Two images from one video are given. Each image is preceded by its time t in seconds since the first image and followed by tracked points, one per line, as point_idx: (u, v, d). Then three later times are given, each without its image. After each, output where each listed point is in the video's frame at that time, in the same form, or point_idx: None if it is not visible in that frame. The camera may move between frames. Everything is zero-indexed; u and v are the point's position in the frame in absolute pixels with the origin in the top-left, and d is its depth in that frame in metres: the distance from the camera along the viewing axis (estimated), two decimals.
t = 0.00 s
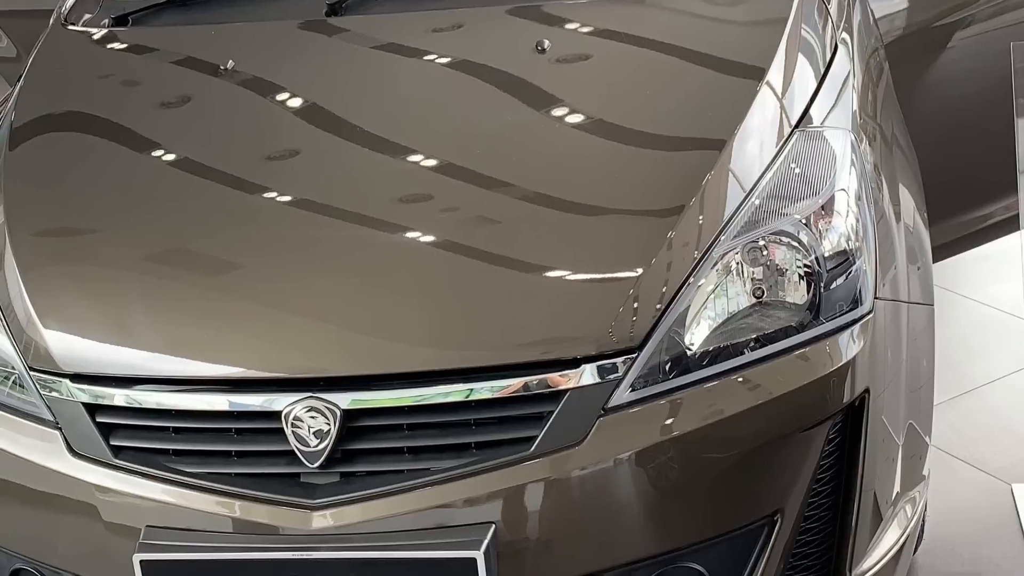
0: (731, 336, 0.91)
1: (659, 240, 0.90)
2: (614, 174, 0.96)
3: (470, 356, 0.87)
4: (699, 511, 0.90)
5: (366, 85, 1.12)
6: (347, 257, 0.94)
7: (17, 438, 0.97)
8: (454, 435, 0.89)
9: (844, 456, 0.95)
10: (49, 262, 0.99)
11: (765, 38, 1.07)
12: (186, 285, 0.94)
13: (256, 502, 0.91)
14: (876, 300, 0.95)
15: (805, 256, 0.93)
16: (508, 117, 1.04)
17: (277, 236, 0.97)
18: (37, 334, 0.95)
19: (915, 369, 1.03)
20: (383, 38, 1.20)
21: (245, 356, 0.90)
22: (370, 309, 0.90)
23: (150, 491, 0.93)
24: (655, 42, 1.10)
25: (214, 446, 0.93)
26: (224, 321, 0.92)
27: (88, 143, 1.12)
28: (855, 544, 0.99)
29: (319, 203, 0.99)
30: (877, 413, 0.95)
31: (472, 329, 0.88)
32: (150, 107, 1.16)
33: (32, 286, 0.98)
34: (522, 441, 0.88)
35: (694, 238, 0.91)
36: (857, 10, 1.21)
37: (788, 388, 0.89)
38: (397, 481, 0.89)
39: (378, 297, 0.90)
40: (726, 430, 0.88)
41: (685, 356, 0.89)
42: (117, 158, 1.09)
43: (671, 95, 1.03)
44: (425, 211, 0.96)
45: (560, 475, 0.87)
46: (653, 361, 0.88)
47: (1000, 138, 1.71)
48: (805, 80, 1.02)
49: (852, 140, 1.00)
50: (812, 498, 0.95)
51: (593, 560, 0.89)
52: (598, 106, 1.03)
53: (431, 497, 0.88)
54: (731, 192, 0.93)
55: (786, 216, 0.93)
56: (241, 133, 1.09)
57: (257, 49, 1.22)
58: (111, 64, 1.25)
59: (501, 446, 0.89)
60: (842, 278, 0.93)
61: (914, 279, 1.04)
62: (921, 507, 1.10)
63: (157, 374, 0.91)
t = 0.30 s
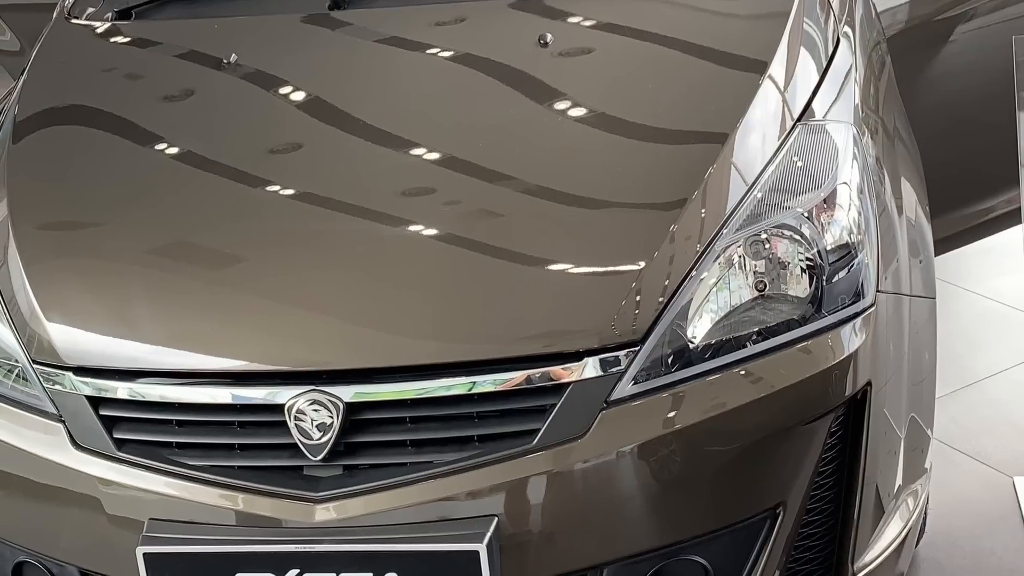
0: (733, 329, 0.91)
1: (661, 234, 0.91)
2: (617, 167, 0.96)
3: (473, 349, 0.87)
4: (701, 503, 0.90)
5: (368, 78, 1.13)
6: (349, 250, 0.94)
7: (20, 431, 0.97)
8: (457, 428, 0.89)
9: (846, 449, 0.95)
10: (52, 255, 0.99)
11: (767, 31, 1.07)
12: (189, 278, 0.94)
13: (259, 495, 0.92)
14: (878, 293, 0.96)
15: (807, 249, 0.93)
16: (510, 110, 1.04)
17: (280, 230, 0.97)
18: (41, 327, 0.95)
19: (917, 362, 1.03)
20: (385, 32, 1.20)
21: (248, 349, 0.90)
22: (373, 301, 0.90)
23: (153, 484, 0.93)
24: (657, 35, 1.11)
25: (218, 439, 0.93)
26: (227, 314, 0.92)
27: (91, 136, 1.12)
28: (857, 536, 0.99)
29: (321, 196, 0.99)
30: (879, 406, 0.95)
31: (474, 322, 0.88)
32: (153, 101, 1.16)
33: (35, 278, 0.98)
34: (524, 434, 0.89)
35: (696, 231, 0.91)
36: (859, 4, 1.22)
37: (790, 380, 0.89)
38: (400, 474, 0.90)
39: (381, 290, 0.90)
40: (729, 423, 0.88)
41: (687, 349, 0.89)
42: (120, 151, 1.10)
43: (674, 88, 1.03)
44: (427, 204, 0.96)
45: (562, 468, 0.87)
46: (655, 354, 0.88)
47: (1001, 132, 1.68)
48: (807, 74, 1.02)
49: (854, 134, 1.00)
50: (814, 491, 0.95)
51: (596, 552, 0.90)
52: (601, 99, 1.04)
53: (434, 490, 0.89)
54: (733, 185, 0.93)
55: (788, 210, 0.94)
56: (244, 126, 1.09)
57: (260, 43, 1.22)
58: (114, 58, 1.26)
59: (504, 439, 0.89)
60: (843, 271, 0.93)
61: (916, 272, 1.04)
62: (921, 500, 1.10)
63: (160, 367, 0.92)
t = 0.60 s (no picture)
0: (735, 323, 0.91)
1: (664, 227, 0.91)
2: (619, 160, 0.97)
3: (475, 342, 0.87)
4: (704, 496, 0.90)
5: (371, 72, 1.13)
6: (352, 243, 0.94)
7: (24, 424, 0.98)
8: (459, 421, 0.89)
9: (848, 441, 0.95)
10: (56, 249, 0.99)
11: (768, 25, 1.07)
12: (192, 271, 0.95)
13: (262, 488, 0.92)
14: (880, 286, 0.96)
15: (809, 242, 0.93)
16: (513, 104, 1.04)
17: (283, 223, 0.97)
18: (44, 320, 0.96)
19: (919, 355, 1.03)
20: (388, 25, 1.20)
21: (251, 342, 0.90)
22: (376, 294, 0.90)
23: (157, 477, 0.93)
24: (660, 29, 1.11)
25: (221, 432, 0.93)
26: (230, 308, 0.92)
27: (94, 130, 1.13)
28: (859, 528, 0.99)
29: (325, 190, 0.99)
30: (880, 399, 0.96)
31: (477, 315, 0.88)
32: (156, 94, 1.16)
33: (38, 272, 0.98)
34: (527, 427, 0.89)
35: (699, 224, 0.91)
36: None
37: (793, 373, 0.90)
38: (403, 467, 0.90)
39: (384, 283, 0.90)
40: (731, 416, 0.88)
41: (690, 342, 0.89)
42: (123, 145, 1.10)
43: (676, 81, 1.03)
44: (430, 197, 0.96)
45: (565, 461, 0.87)
46: (658, 347, 0.89)
47: (1002, 125, 1.68)
48: (809, 67, 1.02)
49: (856, 127, 1.00)
50: (817, 484, 0.95)
51: (598, 545, 0.90)
52: (603, 92, 1.04)
53: (437, 483, 0.89)
54: (736, 178, 0.93)
55: (789, 203, 0.94)
56: (247, 120, 1.10)
57: (263, 37, 1.22)
58: (117, 51, 1.26)
59: (506, 432, 0.89)
60: (846, 265, 0.94)
61: (917, 265, 1.05)
62: (922, 493, 1.11)
63: (163, 361, 0.92)
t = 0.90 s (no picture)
0: (738, 316, 0.91)
1: (666, 220, 0.91)
2: (622, 153, 0.97)
3: (478, 335, 0.87)
4: (706, 489, 0.90)
5: (374, 66, 1.13)
6: (354, 237, 0.94)
7: (27, 417, 0.98)
8: (462, 414, 0.89)
9: (851, 434, 0.95)
10: (59, 242, 0.99)
11: (771, 18, 1.07)
12: (195, 264, 0.95)
13: (265, 481, 0.92)
14: (882, 279, 0.96)
15: (811, 236, 0.93)
16: (516, 97, 1.04)
17: (285, 217, 0.97)
18: (48, 313, 0.96)
19: (921, 348, 1.04)
20: (391, 18, 1.20)
21: (254, 335, 0.90)
22: (378, 287, 0.90)
23: (160, 469, 0.93)
24: (662, 22, 1.11)
25: (224, 425, 0.93)
26: (233, 301, 0.92)
27: (98, 123, 1.13)
28: (861, 521, 0.99)
29: (328, 183, 1.00)
30: (882, 393, 0.96)
31: (480, 308, 0.88)
32: (159, 88, 1.16)
33: (42, 265, 0.98)
34: (530, 420, 0.89)
35: (701, 217, 0.91)
36: None
37: (795, 366, 0.90)
38: (406, 460, 0.90)
39: (386, 276, 0.91)
40: (734, 409, 0.88)
41: (692, 335, 0.90)
42: (126, 139, 1.10)
43: (678, 75, 1.04)
44: (433, 190, 0.97)
45: (567, 454, 0.88)
46: (660, 340, 0.89)
47: (1005, 119, 1.68)
48: (811, 61, 1.02)
49: (858, 121, 1.00)
50: (819, 477, 0.95)
51: (601, 538, 0.90)
52: (606, 86, 1.04)
53: (440, 476, 0.89)
54: (738, 172, 0.94)
55: (792, 196, 0.94)
56: (250, 113, 1.10)
57: (266, 30, 1.22)
58: (121, 45, 1.26)
59: (509, 425, 0.89)
60: (848, 258, 0.94)
61: (919, 258, 1.05)
62: (924, 485, 1.11)
63: (167, 354, 0.92)
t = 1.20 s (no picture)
0: (740, 309, 0.91)
1: (669, 214, 0.91)
2: (624, 147, 0.97)
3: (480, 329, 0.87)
4: (709, 481, 0.91)
5: (377, 60, 1.13)
6: (357, 230, 0.94)
7: (30, 410, 0.98)
8: (465, 407, 0.90)
9: (853, 427, 0.96)
10: (63, 236, 0.99)
11: (773, 12, 1.07)
12: (198, 257, 0.95)
13: (268, 474, 0.92)
14: (884, 272, 0.96)
15: (813, 229, 0.93)
16: (518, 91, 1.04)
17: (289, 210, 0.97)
18: (51, 306, 0.96)
19: (923, 340, 1.04)
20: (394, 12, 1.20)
21: (256, 329, 0.90)
22: (381, 281, 0.90)
23: (163, 462, 0.94)
24: (665, 16, 1.11)
25: (227, 418, 0.93)
26: (236, 294, 0.92)
27: (101, 117, 1.13)
28: (863, 514, 1.00)
29: (331, 176, 1.00)
30: (885, 385, 0.96)
31: (483, 301, 0.88)
32: (162, 81, 1.16)
33: (46, 258, 0.98)
34: (533, 413, 0.89)
35: (703, 211, 0.91)
36: None
37: (797, 359, 0.90)
38: (409, 453, 0.90)
39: (389, 269, 0.91)
40: (736, 401, 0.89)
41: (694, 328, 0.90)
42: (130, 133, 1.10)
43: (681, 68, 1.04)
44: (436, 183, 0.97)
45: (570, 447, 0.88)
46: (662, 333, 0.89)
47: (1007, 112, 1.68)
48: (813, 55, 1.02)
49: (860, 114, 1.01)
50: (821, 470, 0.96)
51: (604, 531, 0.90)
52: (609, 79, 1.04)
53: (442, 468, 0.89)
54: (740, 166, 0.94)
55: (793, 189, 0.94)
56: (253, 107, 1.10)
57: (269, 24, 1.23)
58: (124, 39, 1.26)
59: (511, 418, 0.89)
60: (850, 251, 0.94)
61: (922, 251, 1.05)
62: (926, 479, 1.12)
63: (169, 347, 0.92)
